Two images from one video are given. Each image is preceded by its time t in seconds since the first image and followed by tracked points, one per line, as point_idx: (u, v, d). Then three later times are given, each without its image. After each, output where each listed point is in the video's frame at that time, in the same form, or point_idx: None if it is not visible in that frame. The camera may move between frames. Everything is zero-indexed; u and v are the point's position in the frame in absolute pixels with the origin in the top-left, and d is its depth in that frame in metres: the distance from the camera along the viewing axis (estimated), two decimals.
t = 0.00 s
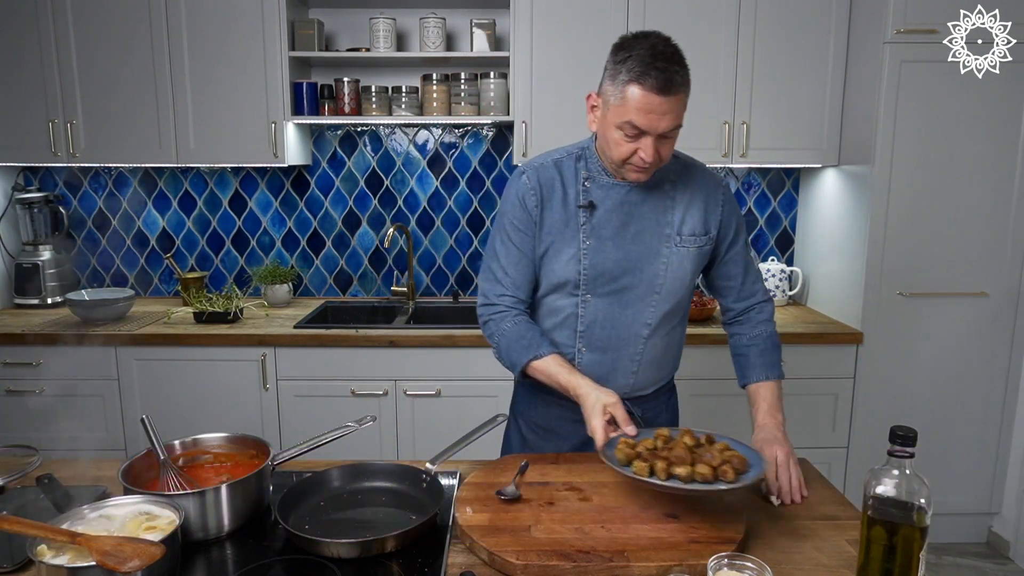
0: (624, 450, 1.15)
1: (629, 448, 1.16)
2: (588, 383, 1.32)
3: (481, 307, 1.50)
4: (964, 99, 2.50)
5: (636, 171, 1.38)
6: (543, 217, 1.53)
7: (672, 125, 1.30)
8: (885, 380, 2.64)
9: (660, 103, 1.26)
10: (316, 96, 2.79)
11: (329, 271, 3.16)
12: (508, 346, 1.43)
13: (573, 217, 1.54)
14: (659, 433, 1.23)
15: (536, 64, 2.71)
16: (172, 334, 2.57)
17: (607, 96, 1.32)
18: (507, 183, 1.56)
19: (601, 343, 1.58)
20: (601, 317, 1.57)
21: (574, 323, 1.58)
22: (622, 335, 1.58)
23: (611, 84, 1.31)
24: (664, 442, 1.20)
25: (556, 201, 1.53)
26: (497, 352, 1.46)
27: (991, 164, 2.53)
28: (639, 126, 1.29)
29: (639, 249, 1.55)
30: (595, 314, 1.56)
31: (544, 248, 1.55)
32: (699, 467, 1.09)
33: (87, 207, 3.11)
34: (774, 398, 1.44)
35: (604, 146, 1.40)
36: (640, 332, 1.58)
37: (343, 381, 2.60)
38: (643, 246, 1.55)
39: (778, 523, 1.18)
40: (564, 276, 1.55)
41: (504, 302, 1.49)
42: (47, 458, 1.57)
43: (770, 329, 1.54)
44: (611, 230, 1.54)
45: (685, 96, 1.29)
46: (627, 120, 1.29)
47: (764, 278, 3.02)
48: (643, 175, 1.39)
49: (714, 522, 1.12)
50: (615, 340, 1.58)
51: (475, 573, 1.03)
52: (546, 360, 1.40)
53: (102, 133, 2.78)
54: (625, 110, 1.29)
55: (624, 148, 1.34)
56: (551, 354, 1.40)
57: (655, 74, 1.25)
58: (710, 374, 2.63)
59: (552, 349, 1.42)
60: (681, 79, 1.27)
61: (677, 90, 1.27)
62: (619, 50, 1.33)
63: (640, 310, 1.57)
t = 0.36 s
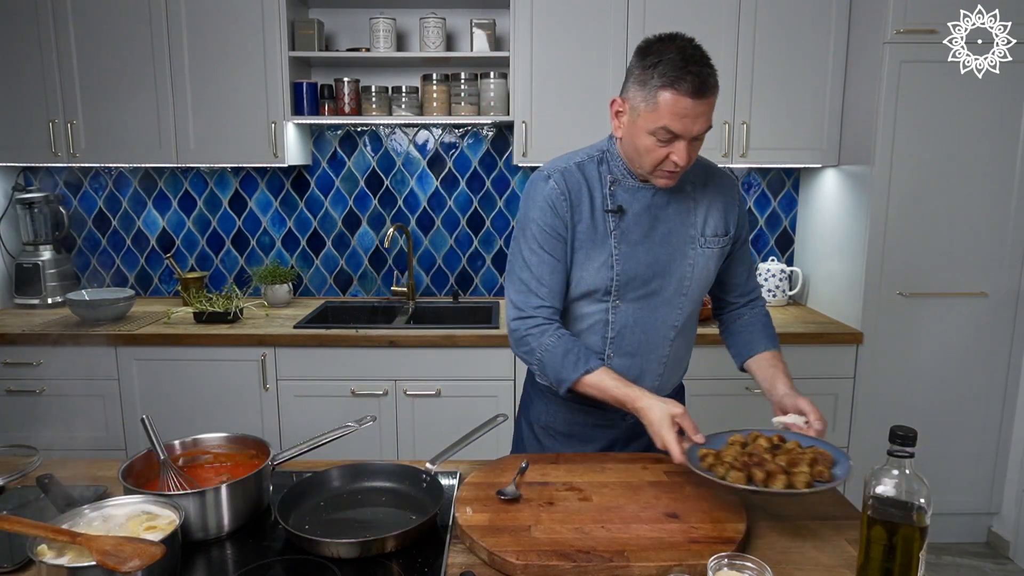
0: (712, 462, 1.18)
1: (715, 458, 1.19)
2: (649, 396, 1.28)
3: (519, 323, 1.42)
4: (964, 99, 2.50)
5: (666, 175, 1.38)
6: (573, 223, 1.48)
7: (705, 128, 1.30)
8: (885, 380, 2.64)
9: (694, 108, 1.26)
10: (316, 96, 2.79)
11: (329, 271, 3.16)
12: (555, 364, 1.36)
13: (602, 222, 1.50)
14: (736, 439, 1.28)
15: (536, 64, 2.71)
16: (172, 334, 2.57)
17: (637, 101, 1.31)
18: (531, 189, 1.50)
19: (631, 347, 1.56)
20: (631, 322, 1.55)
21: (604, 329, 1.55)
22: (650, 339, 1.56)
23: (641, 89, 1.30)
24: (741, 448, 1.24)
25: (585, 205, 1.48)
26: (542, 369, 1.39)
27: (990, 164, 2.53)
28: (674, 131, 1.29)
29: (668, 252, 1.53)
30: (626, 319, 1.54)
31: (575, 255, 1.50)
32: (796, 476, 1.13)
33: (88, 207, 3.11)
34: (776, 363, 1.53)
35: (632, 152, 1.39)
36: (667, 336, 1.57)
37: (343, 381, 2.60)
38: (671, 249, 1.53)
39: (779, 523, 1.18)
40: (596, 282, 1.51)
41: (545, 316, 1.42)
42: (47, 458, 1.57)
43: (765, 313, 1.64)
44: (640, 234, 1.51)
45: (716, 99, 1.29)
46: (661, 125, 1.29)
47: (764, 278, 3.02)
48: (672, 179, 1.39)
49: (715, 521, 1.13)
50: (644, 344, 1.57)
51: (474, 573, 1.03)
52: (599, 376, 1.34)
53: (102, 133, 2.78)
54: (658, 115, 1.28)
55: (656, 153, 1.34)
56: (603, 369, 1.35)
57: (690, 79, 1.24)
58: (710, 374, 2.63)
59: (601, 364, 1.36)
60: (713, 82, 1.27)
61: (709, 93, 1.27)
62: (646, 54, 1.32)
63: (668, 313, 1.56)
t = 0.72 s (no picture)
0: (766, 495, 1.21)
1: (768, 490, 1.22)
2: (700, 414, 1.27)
3: (565, 337, 1.38)
4: (964, 99, 2.50)
5: (686, 181, 1.38)
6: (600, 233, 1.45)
7: (725, 134, 1.30)
8: (885, 380, 2.64)
9: (714, 116, 1.26)
10: (316, 96, 2.79)
11: (329, 271, 3.16)
12: (608, 383, 1.33)
13: (623, 229, 1.49)
14: (785, 463, 1.28)
15: (536, 65, 2.71)
16: (172, 334, 2.57)
17: (655, 111, 1.31)
18: (553, 196, 1.46)
19: (646, 352, 1.57)
20: (647, 327, 1.55)
21: (622, 335, 1.55)
22: (665, 343, 1.58)
23: (658, 99, 1.29)
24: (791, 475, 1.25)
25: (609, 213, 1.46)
26: (592, 388, 1.36)
27: (991, 164, 2.52)
28: (695, 140, 1.28)
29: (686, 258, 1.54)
30: (643, 324, 1.55)
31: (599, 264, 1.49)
32: (852, 518, 1.13)
33: (87, 207, 3.11)
34: (812, 362, 1.53)
35: (650, 160, 1.39)
36: (678, 340, 1.59)
37: (343, 381, 2.60)
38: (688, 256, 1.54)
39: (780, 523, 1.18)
40: (618, 290, 1.50)
41: (590, 329, 1.38)
42: (47, 458, 1.57)
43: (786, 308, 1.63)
44: (660, 241, 1.51)
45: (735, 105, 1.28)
46: (682, 135, 1.28)
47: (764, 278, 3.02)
48: (692, 184, 1.40)
49: (716, 522, 1.12)
50: (658, 349, 1.58)
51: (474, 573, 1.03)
52: (652, 395, 1.32)
53: (102, 133, 2.77)
54: (677, 126, 1.28)
55: (676, 161, 1.34)
56: (654, 386, 1.33)
57: (709, 87, 1.24)
58: (710, 374, 2.63)
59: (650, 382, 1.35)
60: (731, 87, 1.27)
61: (729, 99, 1.26)
62: (661, 62, 1.31)
63: (682, 317, 1.57)
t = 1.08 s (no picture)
0: (774, 505, 1.19)
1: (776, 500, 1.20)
2: (704, 416, 1.27)
3: (571, 335, 1.37)
4: (964, 99, 2.50)
5: (692, 182, 1.38)
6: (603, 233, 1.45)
7: (731, 136, 1.29)
8: (885, 380, 2.64)
9: (720, 117, 1.25)
10: (316, 96, 2.79)
11: (329, 271, 3.16)
12: (613, 381, 1.32)
13: (626, 229, 1.49)
14: (796, 480, 1.25)
15: (536, 64, 2.71)
16: (172, 334, 2.57)
17: (660, 113, 1.30)
18: (557, 194, 1.46)
19: (646, 352, 1.58)
20: (649, 328, 1.56)
21: (622, 335, 1.55)
22: (665, 344, 1.58)
23: (663, 101, 1.29)
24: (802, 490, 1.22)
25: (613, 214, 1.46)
26: (597, 387, 1.36)
27: (991, 164, 2.53)
28: (700, 141, 1.28)
29: (688, 260, 1.54)
30: (643, 325, 1.55)
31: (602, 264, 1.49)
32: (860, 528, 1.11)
33: (88, 207, 3.11)
34: (818, 380, 1.50)
35: (655, 161, 1.38)
36: (679, 341, 1.60)
37: (343, 381, 2.60)
38: (691, 258, 1.54)
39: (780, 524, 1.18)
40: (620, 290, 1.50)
41: (595, 328, 1.37)
42: (47, 458, 1.57)
43: (795, 322, 1.60)
44: (663, 243, 1.51)
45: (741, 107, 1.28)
46: (687, 136, 1.28)
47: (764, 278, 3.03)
48: (698, 185, 1.39)
49: (715, 521, 1.13)
50: (659, 350, 1.58)
51: (475, 573, 1.03)
52: (658, 394, 1.32)
53: (102, 133, 2.78)
54: (682, 127, 1.28)
55: (681, 163, 1.33)
56: (659, 386, 1.33)
57: (715, 89, 1.24)
58: (710, 374, 2.63)
59: (656, 381, 1.34)
60: (737, 89, 1.26)
61: (735, 101, 1.26)
62: (667, 63, 1.30)
63: (682, 318, 1.58)
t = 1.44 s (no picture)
0: (771, 511, 1.18)
1: (772, 505, 1.19)
2: (598, 374, 1.31)
3: (482, 300, 1.46)
4: (963, 99, 2.50)
5: (674, 175, 1.37)
6: (559, 215, 1.51)
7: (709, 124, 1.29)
8: (885, 380, 2.64)
9: (699, 106, 1.26)
10: (316, 96, 2.79)
11: (329, 271, 3.16)
12: (509, 338, 1.39)
13: (591, 217, 1.52)
14: (790, 484, 1.24)
15: (536, 64, 2.71)
16: (172, 334, 2.57)
17: (640, 104, 1.31)
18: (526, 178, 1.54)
19: (610, 345, 1.57)
20: (613, 320, 1.55)
21: (585, 325, 1.56)
22: (631, 338, 1.57)
23: (643, 92, 1.30)
24: (797, 495, 1.20)
25: (575, 200, 1.51)
26: (497, 346, 1.43)
27: (991, 164, 2.53)
28: (680, 130, 1.28)
29: (655, 253, 1.53)
30: (607, 316, 1.55)
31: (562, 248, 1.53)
32: (856, 532, 1.10)
33: (88, 207, 3.11)
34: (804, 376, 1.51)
35: (636, 154, 1.38)
36: (650, 337, 1.57)
37: (343, 381, 2.60)
38: (659, 250, 1.53)
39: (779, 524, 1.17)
40: (579, 277, 1.53)
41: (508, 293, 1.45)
42: (46, 458, 1.57)
43: (783, 318, 1.60)
44: (629, 233, 1.52)
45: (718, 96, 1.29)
46: (666, 125, 1.28)
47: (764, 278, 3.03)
48: (680, 179, 1.38)
49: (715, 521, 1.13)
50: (625, 344, 1.57)
51: (475, 573, 1.03)
52: (550, 353, 1.38)
53: (102, 133, 2.78)
54: (662, 116, 1.28)
55: (662, 154, 1.33)
56: (554, 347, 1.39)
57: (692, 78, 1.25)
58: (710, 374, 2.63)
59: (554, 342, 1.40)
60: (714, 79, 1.28)
61: (712, 90, 1.27)
62: (645, 56, 1.32)
63: (651, 314, 1.56)
